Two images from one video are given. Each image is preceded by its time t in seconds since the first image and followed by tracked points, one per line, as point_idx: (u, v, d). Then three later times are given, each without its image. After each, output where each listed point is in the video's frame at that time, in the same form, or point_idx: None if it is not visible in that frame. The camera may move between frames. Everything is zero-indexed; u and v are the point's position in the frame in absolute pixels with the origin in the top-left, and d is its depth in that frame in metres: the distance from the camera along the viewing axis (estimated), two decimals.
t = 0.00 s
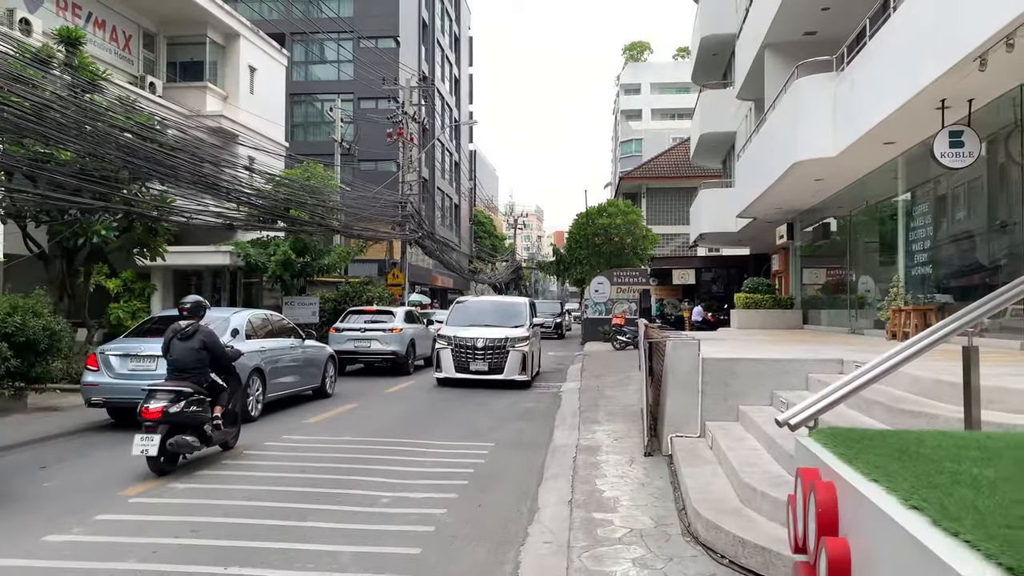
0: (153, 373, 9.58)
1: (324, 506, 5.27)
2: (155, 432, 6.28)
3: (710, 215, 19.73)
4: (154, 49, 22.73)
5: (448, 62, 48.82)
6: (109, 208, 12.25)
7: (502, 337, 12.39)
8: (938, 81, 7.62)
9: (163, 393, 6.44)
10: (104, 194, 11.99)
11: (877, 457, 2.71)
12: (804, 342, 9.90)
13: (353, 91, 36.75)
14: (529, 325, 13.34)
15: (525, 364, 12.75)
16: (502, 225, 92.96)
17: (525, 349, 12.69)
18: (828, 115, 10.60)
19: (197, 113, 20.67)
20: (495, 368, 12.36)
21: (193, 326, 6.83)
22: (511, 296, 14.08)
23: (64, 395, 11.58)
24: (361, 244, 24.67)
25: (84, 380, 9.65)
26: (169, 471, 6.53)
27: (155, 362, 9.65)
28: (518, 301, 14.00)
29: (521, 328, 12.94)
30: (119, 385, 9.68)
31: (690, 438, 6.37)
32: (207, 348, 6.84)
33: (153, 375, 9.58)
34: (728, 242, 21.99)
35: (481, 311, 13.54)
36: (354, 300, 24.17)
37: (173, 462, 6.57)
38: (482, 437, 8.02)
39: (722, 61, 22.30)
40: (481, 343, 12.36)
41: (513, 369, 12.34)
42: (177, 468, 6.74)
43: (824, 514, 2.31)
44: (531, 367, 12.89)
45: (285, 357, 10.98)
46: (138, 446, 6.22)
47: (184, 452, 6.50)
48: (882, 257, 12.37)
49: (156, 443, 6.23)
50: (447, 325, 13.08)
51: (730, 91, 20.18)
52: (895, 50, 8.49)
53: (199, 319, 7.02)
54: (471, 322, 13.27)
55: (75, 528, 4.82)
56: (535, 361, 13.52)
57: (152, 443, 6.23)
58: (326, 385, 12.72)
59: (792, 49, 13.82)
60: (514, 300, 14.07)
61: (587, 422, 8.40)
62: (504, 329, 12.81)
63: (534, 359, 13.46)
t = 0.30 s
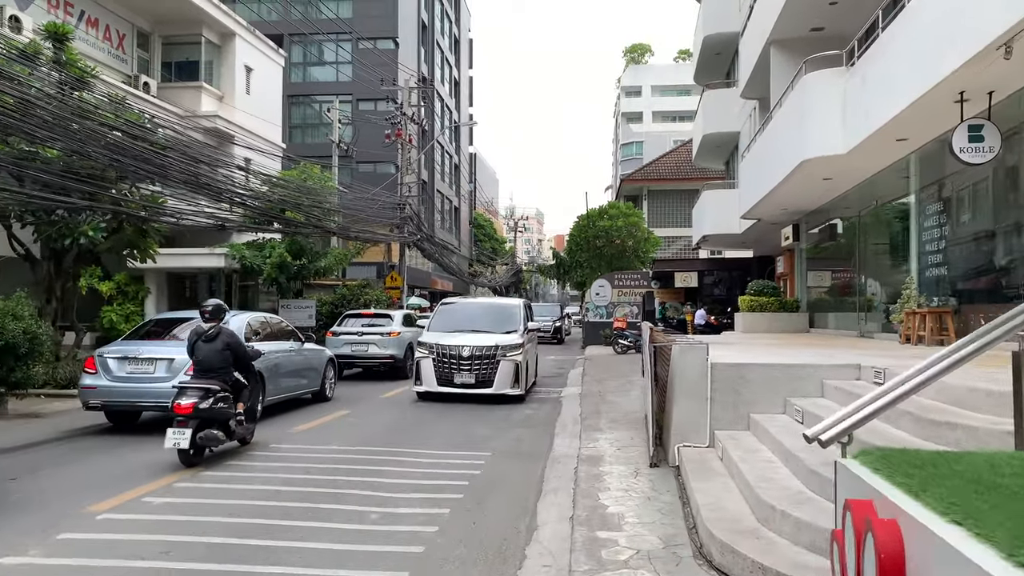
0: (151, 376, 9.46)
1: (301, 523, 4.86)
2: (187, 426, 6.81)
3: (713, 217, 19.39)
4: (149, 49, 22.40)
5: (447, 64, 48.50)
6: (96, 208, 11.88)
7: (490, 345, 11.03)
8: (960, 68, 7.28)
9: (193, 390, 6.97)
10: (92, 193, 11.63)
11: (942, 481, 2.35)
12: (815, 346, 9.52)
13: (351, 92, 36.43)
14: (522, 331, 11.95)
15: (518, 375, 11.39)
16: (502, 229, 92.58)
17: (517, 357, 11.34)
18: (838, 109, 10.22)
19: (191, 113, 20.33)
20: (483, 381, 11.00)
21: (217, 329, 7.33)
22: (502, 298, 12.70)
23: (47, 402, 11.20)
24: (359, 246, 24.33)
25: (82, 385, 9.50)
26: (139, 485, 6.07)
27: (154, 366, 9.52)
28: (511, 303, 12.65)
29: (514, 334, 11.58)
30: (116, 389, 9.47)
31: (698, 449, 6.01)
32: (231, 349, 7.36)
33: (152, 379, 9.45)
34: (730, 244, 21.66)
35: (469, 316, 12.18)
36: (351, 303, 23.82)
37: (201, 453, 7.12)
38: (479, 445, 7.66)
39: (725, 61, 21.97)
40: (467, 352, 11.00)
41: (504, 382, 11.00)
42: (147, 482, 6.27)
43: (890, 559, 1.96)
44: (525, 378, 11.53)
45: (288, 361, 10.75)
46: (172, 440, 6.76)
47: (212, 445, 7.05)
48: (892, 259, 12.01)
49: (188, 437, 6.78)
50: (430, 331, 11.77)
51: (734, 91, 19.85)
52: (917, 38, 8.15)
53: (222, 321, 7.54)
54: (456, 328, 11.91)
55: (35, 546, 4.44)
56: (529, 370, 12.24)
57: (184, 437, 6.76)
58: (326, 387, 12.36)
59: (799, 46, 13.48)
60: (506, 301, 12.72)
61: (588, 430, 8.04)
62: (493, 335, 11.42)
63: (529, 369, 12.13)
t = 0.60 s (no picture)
0: (150, 379, 9.13)
1: (282, 542, 4.49)
2: (212, 421, 7.19)
3: (717, 217, 19.06)
4: (144, 46, 22.07)
5: (448, 64, 48.20)
6: (84, 207, 11.53)
7: (475, 353, 9.40)
8: (983, 59, 6.97)
9: (218, 387, 7.36)
10: (81, 191, 11.31)
11: None
12: (827, 349, 9.15)
13: (350, 92, 36.11)
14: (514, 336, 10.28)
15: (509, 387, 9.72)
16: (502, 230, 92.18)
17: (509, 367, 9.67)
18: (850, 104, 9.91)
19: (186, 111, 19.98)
20: (467, 395, 9.37)
21: (239, 329, 7.75)
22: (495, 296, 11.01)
23: (31, 407, 10.82)
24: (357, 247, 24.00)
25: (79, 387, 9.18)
26: (114, 495, 5.70)
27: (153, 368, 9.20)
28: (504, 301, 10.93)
29: (506, 340, 9.91)
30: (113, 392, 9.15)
31: (709, 459, 5.67)
32: (253, 348, 7.77)
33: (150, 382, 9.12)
34: (734, 245, 21.35)
35: (454, 317, 10.49)
36: (349, 305, 23.51)
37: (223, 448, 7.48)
38: (477, 453, 7.32)
39: (729, 59, 21.66)
40: (448, 362, 9.38)
41: (492, 396, 9.35)
42: (126, 490, 5.89)
43: None
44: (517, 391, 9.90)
45: (288, 364, 10.45)
46: (197, 433, 7.13)
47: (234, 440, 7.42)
48: (903, 260, 11.67)
49: (213, 430, 7.15)
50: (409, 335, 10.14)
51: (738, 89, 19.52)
52: (935, 28, 7.84)
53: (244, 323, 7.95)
54: (438, 332, 10.24)
55: None
56: (523, 379, 10.60)
57: (209, 430, 7.13)
58: (325, 390, 12.03)
59: (807, 41, 13.15)
60: (498, 300, 11.04)
61: (591, 438, 7.70)
62: (479, 342, 9.76)
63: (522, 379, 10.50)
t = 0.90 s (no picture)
0: (143, 385, 8.77)
1: (257, 569, 4.11)
2: (231, 420, 7.44)
3: (721, 218, 18.72)
4: (138, 45, 21.74)
5: (447, 65, 47.87)
6: (71, 208, 11.18)
7: (452, 369, 7.63)
8: (1006, 51, 6.63)
9: (237, 388, 7.61)
10: (66, 191, 10.95)
11: None
12: (840, 355, 8.77)
13: (349, 92, 35.72)
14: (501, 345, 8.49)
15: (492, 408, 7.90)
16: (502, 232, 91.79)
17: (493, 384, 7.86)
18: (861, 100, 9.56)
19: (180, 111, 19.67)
20: (441, 420, 7.60)
21: (258, 333, 8.01)
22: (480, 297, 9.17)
23: (12, 415, 10.44)
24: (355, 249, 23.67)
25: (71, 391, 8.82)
26: (82, 510, 5.34)
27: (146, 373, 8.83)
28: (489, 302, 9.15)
29: (490, 351, 8.12)
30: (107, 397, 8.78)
31: (719, 474, 5.31)
32: (271, 350, 8.00)
33: (143, 387, 8.76)
34: (737, 246, 21.01)
35: (428, 320, 8.67)
36: (346, 307, 23.19)
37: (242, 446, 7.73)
38: (472, 466, 6.96)
39: (732, 58, 21.30)
40: (417, 379, 7.59)
41: (471, 421, 7.57)
42: (92, 505, 5.51)
43: None
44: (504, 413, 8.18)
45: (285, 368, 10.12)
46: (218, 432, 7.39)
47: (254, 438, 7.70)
48: (915, 262, 11.31)
49: (233, 430, 7.40)
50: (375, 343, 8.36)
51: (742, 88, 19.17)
52: (953, 19, 7.49)
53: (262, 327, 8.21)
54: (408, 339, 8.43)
55: None
56: (512, 396, 8.86)
57: (228, 429, 7.38)
58: (322, 395, 11.67)
59: (814, 37, 12.80)
60: (484, 300, 9.22)
61: (593, 448, 7.35)
62: (457, 353, 7.96)
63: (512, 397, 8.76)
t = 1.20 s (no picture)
0: (131, 390, 8.39)
1: None
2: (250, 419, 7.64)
3: (723, 219, 18.38)
4: (131, 44, 21.42)
5: (447, 66, 47.54)
6: (54, 207, 10.81)
7: (410, 386, 5.90)
8: None
9: (256, 389, 7.79)
10: (48, 190, 10.55)
11: None
12: (850, 361, 8.44)
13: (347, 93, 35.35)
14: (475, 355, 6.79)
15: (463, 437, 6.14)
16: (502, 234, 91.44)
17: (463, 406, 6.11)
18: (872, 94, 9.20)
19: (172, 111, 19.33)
20: (395, 454, 5.82)
21: (276, 336, 8.20)
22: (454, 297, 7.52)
23: None
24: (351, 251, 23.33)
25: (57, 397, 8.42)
26: (45, 528, 4.98)
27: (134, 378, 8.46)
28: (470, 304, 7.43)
29: (461, 362, 6.41)
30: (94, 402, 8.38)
31: (727, 489, 4.97)
32: (289, 352, 8.19)
33: (131, 393, 8.38)
34: (739, 248, 20.66)
35: (389, 323, 7.00)
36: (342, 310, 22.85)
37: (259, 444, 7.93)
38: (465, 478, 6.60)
39: (734, 56, 20.97)
40: (363, 399, 5.84)
41: (433, 454, 5.82)
42: (54, 522, 5.15)
43: None
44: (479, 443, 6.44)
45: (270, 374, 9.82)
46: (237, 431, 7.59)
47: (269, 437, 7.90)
48: (925, 263, 10.98)
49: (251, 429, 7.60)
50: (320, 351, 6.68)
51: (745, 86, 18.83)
52: (970, 6, 7.13)
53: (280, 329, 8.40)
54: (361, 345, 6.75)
55: None
56: (491, 420, 7.15)
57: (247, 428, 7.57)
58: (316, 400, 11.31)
59: (819, 32, 12.47)
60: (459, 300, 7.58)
61: (593, 459, 7.00)
62: (417, 364, 6.24)
63: (490, 421, 7.05)
